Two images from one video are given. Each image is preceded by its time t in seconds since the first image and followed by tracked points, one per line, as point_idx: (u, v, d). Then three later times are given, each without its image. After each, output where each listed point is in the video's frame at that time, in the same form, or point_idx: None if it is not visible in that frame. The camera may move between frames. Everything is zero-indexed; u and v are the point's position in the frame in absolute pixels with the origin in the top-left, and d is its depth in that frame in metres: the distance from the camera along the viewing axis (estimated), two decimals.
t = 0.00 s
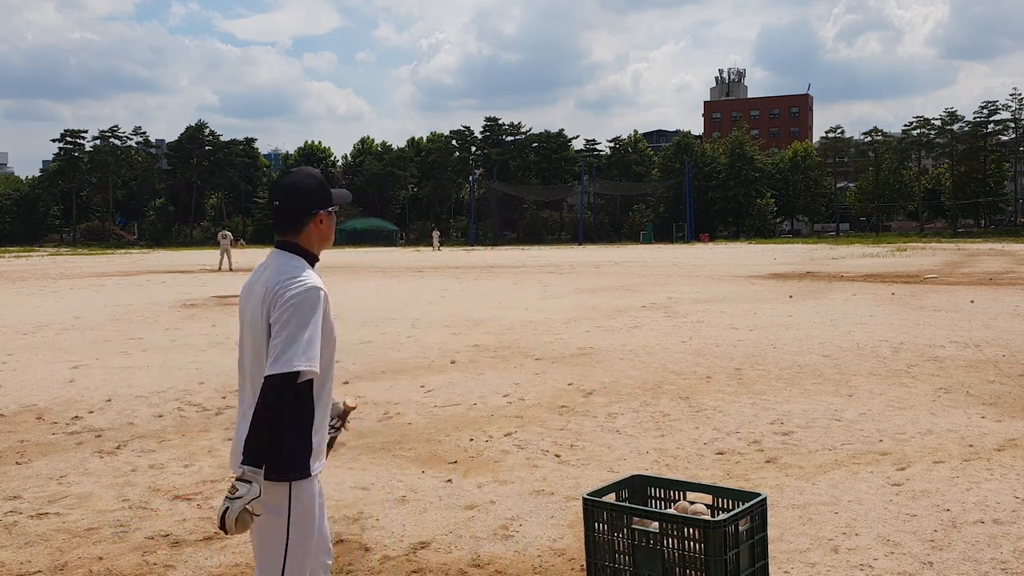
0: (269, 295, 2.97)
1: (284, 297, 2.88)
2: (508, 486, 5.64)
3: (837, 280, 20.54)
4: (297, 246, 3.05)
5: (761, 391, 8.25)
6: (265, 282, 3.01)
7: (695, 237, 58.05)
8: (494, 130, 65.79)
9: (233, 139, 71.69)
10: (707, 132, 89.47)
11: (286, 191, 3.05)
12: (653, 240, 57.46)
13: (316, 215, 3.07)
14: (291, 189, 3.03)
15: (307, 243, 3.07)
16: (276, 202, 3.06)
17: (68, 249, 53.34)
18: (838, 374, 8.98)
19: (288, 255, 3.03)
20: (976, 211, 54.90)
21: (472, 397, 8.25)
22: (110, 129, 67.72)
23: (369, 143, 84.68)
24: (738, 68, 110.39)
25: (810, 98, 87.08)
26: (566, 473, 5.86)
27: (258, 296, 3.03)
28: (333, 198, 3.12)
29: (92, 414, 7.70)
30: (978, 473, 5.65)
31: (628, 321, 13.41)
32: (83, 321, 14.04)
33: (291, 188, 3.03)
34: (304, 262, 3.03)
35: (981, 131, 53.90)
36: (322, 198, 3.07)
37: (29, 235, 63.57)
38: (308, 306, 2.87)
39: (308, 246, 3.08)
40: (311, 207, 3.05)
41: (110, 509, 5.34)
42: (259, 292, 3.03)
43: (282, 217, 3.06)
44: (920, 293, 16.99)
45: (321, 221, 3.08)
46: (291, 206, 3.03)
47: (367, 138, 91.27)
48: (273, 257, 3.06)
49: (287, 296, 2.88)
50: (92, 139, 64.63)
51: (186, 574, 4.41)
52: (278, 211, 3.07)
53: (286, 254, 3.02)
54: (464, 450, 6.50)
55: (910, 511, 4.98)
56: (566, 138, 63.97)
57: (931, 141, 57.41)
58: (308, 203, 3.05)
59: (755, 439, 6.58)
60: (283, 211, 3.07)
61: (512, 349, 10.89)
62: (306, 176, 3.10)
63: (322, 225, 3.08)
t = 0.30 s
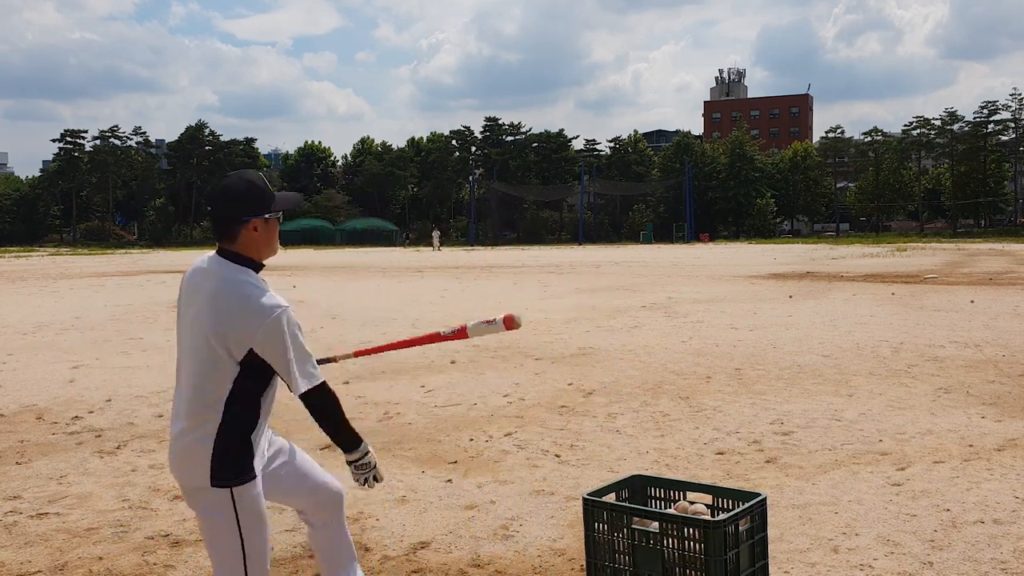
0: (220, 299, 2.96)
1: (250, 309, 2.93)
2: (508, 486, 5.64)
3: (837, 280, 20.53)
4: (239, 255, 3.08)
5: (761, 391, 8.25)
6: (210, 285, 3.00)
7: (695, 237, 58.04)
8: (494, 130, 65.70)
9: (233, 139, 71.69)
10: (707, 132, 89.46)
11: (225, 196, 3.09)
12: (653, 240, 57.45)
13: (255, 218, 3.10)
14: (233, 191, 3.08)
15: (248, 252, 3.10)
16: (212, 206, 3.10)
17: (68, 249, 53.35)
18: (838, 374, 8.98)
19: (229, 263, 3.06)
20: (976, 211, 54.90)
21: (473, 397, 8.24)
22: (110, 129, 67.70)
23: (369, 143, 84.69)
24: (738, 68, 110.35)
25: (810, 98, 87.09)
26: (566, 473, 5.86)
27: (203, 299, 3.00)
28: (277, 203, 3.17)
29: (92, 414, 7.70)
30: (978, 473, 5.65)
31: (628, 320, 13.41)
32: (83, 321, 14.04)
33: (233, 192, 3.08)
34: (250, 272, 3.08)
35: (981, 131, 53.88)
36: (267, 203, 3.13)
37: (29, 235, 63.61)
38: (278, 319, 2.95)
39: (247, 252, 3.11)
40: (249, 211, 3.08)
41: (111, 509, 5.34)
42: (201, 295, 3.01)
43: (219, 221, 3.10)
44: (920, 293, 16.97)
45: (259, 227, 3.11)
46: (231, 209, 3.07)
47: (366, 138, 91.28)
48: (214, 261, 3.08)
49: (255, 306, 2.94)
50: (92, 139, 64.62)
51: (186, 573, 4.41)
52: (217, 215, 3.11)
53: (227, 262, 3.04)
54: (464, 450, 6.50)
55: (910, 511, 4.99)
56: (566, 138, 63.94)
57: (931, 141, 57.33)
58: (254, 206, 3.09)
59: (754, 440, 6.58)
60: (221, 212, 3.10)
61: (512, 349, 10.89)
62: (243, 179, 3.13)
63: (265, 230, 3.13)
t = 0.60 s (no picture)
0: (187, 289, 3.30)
1: (188, 302, 3.25)
2: (508, 486, 5.64)
3: (837, 280, 20.53)
4: (209, 257, 3.41)
5: (760, 391, 8.26)
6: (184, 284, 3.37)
7: (695, 237, 58.03)
8: (494, 130, 65.63)
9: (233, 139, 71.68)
10: (707, 132, 89.46)
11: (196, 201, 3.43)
12: (653, 240, 57.42)
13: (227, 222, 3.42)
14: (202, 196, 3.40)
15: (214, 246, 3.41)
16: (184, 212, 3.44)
17: (68, 249, 53.35)
18: (837, 374, 8.98)
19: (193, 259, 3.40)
20: (976, 211, 54.92)
21: (471, 397, 8.25)
22: (110, 129, 67.64)
23: (369, 143, 84.69)
24: (738, 68, 110.30)
25: (810, 98, 87.09)
26: (566, 473, 5.86)
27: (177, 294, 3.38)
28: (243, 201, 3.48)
29: (92, 414, 7.70)
30: (978, 473, 5.65)
31: (629, 321, 13.40)
32: (83, 321, 14.04)
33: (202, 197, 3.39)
34: (218, 276, 3.42)
35: (981, 131, 53.82)
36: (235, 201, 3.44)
37: (29, 235, 63.66)
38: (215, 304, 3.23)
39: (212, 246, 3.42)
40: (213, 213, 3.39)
41: (111, 509, 5.34)
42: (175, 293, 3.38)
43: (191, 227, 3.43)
44: (920, 293, 16.98)
45: (229, 229, 3.42)
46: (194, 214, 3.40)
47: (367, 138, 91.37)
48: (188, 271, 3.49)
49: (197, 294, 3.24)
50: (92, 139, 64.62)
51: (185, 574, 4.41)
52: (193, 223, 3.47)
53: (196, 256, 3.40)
54: (464, 450, 6.50)
55: (910, 511, 4.98)
56: (566, 138, 63.94)
57: (931, 140, 57.18)
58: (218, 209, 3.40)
59: (755, 439, 6.57)
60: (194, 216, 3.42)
61: (512, 349, 10.90)
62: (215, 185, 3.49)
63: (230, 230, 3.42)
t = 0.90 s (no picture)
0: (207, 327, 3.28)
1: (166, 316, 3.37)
2: (508, 486, 5.64)
3: (837, 280, 20.54)
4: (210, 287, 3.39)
5: (761, 391, 8.26)
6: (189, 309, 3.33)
7: (695, 237, 58.07)
8: (494, 130, 65.64)
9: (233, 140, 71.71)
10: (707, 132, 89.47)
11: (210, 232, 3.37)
12: (653, 240, 57.42)
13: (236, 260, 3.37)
14: (223, 233, 3.34)
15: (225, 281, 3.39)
16: (200, 241, 3.37)
17: (68, 249, 53.38)
18: (837, 374, 8.99)
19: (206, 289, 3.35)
20: (976, 211, 54.91)
21: (470, 397, 8.25)
22: (110, 129, 67.64)
23: (369, 143, 84.70)
24: (738, 68, 110.30)
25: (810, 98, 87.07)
26: (565, 473, 5.87)
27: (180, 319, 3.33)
28: (259, 246, 3.45)
29: (92, 414, 7.70)
30: (978, 474, 5.65)
31: (629, 321, 13.41)
32: (83, 321, 14.05)
33: (218, 232, 3.33)
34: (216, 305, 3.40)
35: (981, 131, 53.79)
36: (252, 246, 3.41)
37: (29, 235, 63.72)
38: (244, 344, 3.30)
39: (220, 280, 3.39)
40: (233, 252, 3.34)
41: (111, 509, 5.34)
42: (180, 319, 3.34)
43: (203, 256, 3.37)
44: (920, 293, 16.99)
45: (237, 269, 3.40)
46: (210, 248, 3.34)
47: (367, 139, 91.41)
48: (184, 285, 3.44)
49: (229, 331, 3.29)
50: (92, 139, 64.62)
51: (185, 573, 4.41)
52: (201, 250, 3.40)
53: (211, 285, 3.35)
54: (464, 450, 6.49)
55: (910, 511, 4.98)
56: (566, 139, 63.97)
57: (931, 140, 57.19)
58: (237, 250, 3.36)
59: (754, 439, 6.58)
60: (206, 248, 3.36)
61: (512, 349, 10.90)
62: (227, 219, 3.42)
63: (241, 271, 3.41)
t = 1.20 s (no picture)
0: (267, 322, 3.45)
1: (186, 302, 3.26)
2: (508, 486, 5.64)
3: (837, 280, 20.55)
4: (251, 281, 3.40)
5: (760, 391, 8.26)
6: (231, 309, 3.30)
7: (695, 237, 58.07)
8: (494, 130, 65.65)
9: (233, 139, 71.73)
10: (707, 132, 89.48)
11: (249, 232, 3.36)
12: (653, 240, 57.40)
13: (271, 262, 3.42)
14: (271, 239, 3.36)
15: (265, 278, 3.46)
16: (243, 242, 3.32)
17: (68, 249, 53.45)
18: (837, 374, 8.99)
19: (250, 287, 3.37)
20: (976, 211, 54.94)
21: (472, 397, 8.25)
22: (111, 129, 67.58)
23: (369, 143, 84.72)
24: (738, 68, 110.23)
25: (810, 98, 87.09)
26: (566, 473, 5.87)
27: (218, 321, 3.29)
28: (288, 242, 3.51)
29: (92, 414, 7.70)
30: (977, 473, 5.65)
31: (629, 321, 13.41)
32: (83, 321, 14.05)
33: (259, 235, 3.34)
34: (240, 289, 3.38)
35: (981, 131, 53.75)
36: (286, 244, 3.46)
37: (29, 235, 63.78)
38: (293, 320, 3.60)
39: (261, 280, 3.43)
40: (274, 254, 3.38)
41: (111, 509, 5.34)
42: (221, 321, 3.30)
43: (244, 256, 3.34)
44: (920, 293, 17.00)
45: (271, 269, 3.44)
46: (258, 252, 3.34)
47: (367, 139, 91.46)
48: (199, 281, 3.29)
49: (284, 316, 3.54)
50: (92, 139, 64.68)
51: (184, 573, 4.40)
52: (235, 247, 3.35)
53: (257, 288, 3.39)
54: (464, 450, 6.49)
55: (910, 511, 4.98)
56: (566, 139, 64.02)
57: (931, 140, 57.12)
58: (277, 252, 3.40)
59: (754, 439, 6.58)
60: (244, 247, 3.34)
61: (512, 349, 10.90)
62: (259, 218, 3.40)
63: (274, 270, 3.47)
